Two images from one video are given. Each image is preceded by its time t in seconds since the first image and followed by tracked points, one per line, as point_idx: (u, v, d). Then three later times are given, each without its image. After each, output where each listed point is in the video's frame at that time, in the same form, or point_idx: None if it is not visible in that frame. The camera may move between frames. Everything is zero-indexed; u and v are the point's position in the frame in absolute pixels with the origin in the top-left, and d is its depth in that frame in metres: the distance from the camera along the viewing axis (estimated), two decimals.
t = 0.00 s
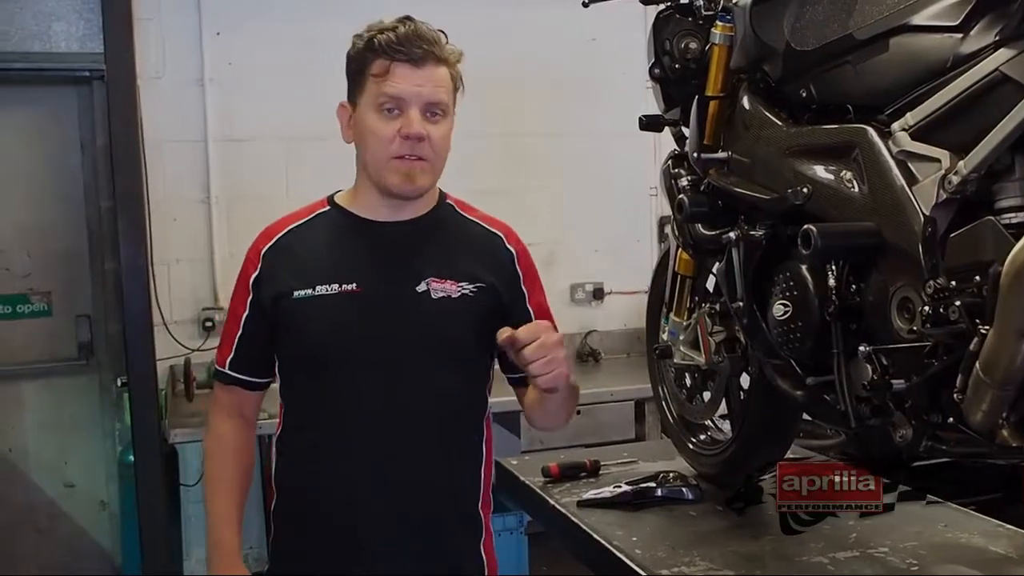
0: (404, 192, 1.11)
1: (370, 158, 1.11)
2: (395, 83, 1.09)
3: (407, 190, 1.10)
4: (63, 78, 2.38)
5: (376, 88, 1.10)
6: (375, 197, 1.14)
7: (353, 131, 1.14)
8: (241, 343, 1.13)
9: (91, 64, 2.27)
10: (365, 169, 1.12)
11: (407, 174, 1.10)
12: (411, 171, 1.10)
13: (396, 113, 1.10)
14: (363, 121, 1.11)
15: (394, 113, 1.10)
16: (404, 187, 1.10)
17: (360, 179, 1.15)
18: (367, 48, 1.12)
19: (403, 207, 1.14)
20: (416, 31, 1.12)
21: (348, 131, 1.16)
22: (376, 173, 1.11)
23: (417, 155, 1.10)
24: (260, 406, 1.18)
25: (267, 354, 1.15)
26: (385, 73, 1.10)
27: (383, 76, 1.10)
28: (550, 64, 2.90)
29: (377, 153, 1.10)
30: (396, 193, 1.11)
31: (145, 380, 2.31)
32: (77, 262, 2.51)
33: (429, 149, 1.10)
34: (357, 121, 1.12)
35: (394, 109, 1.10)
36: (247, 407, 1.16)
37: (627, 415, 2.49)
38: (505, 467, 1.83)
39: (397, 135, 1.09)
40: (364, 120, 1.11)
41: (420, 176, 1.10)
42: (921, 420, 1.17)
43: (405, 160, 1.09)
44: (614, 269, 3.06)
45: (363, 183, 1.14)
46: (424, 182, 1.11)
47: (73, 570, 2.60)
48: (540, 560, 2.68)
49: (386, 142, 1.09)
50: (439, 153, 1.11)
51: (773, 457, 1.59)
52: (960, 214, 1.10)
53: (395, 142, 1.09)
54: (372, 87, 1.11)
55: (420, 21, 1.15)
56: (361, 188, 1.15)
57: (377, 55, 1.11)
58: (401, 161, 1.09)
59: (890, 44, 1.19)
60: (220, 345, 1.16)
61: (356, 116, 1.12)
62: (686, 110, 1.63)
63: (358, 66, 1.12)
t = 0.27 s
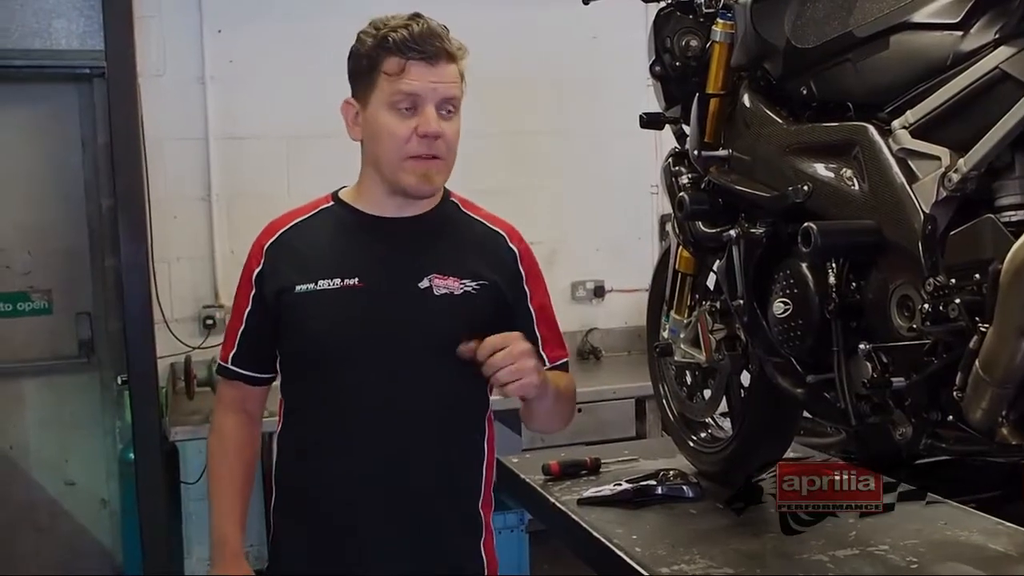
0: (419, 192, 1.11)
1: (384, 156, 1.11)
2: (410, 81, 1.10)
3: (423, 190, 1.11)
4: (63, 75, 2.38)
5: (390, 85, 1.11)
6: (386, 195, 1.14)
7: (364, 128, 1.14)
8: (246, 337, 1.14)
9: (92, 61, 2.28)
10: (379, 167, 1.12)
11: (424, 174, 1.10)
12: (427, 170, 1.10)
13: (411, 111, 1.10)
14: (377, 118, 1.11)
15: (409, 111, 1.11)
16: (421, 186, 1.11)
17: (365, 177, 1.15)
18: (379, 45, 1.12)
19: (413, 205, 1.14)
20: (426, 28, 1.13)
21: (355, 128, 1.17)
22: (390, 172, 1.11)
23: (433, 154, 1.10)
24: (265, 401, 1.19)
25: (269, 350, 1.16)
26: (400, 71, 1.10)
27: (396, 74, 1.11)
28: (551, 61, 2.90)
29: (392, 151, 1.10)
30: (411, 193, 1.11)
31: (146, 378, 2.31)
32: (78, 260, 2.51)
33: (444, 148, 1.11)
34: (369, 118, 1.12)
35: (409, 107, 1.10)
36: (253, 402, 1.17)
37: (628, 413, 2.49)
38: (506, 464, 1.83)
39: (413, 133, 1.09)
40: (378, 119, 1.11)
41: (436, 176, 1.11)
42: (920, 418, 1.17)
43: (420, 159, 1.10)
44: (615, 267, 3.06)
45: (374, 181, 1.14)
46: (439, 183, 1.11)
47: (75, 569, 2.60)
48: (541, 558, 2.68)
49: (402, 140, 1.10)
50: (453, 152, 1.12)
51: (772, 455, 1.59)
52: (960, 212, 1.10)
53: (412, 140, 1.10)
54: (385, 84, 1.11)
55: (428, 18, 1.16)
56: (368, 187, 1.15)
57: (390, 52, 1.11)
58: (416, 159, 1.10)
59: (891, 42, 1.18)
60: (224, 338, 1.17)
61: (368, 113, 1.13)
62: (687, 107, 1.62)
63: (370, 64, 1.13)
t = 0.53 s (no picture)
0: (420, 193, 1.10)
1: (385, 157, 1.08)
2: (413, 82, 1.05)
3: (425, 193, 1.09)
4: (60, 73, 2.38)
5: (394, 86, 1.06)
6: (387, 195, 1.13)
7: (366, 126, 1.11)
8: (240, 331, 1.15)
9: (88, 60, 2.31)
10: (380, 167, 1.10)
11: (427, 178, 1.08)
12: (430, 174, 1.08)
13: (414, 112, 1.06)
14: (379, 120, 1.07)
15: (412, 111, 1.06)
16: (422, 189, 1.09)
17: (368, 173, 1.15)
18: (383, 44, 1.06)
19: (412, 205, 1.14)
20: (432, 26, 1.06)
21: (358, 126, 1.14)
22: (392, 174, 1.09)
23: (435, 157, 1.07)
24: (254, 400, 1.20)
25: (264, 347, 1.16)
26: (403, 72, 1.05)
27: (399, 73, 1.06)
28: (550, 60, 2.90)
29: (394, 153, 1.07)
30: (411, 194, 1.10)
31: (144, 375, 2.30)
32: (76, 259, 2.55)
33: (447, 152, 1.07)
34: (372, 117, 1.08)
35: (412, 108, 1.06)
36: (242, 399, 1.18)
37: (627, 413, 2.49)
38: (504, 464, 1.83)
39: (415, 136, 1.05)
40: (380, 119, 1.07)
41: (438, 180, 1.09)
42: (918, 418, 1.16)
43: (423, 161, 1.07)
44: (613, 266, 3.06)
45: (375, 181, 1.13)
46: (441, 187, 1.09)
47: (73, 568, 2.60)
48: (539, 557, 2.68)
49: (404, 142, 1.06)
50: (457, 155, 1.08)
51: (770, 456, 1.59)
52: (958, 211, 1.10)
53: (414, 144, 1.06)
54: (387, 83, 1.06)
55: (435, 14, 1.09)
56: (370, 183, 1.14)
57: (393, 51, 1.05)
58: (419, 162, 1.07)
59: (888, 41, 1.18)
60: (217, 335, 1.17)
61: (370, 111, 1.09)
62: (686, 107, 1.62)
63: (373, 61, 1.07)
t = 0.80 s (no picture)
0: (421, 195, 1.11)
1: (388, 155, 1.11)
2: (418, 79, 1.10)
3: (425, 194, 1.10)
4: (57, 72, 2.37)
5: (398, 82, 1.11)
6: (389, 194, 1.13)
7: (370, 125, 1.14)
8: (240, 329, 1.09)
9: (86, 59, 2.29)
10: (383, 166, 1.11)
11: (428, 178, 1.10)
12: (431, 174, 1.10)
13: (418, 109, 1.11)
14: (383, 116, 1.11)
15: (416, 109, 1.11)
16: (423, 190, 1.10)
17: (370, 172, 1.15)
18: (390, 41, 1.13)
19: (413, 208, 1.14)
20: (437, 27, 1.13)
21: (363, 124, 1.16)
22: (393, 173, 1.10)
23: (437, 155, 1.10)
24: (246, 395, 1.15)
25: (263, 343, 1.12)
26: (408, 68, 1.11)
27: (404, 71, 1.11)
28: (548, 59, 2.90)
29: (396, 150, 1.10)
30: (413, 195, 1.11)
31: (141, 375, 2.30)
32: (73, 258, 2.50)
33: (449, 150, 1.11)
34: (376, 115, 1.12)
35: (416, 105, 1.11)
36: (235, 395, 1.13)
37: (624, 412, 2.49)
38: (501, 463, 1.83)
39: (419, 132, 1.09)
40: (385, 116, 1.11)
41: (438, 181, 1.11)
42: (914, 418, 1.16)
43: (425, 160, 1.10)
44: (611, 265, 3.06)
45: (378, 179, 1.13)
46: (441, 188, 1.11)
47: (70, 568, 2.60)
48: (536, 556, 2.68)
49: (408, 139, 1.09)
50: (458, 155, 1.12)
51: (767, 456, 1.60)
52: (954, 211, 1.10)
53: (417, 140, 1.09)
54: (393, 81, 1.12)
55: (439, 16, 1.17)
56: (373, 182, 1.14)
57: (399, 49, 1.12)
58: (421, 161, 1.10)
59: (885, 40, 1.18)
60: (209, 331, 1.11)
61: (375, 110, 1.13)
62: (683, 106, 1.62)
63: (379, 60, 1.13)
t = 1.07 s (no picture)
0: (398, 195, 1.12)
1: (368, 157, 1.13)
2: (388, 79, 1.12)
3: (398, 193, 1.11)
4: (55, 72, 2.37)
5: (373, 84, 1.13)
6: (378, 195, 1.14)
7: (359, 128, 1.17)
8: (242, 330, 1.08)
9: (84, 58, 2.28)
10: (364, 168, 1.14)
11: (397, 178, 1.10)
12: (401, 174, 1.10)
13: (391, 109, 1.12)
14: (363, 119, 1.14)
15: (390, 109, 1.12)
16: (398, 190, 1.11)
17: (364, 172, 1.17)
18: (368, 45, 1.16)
19: (408, 211, 1.14)
20: (411, 25, 1.14)
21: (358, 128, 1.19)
22: (372, 174, 1.12)
23: (409, 154, 1.11)
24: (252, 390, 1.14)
25: (266, 342, 1.11)
26: (381, 69, 1.13)
27: (378, 72, 1.13)
28: (546, 59, 2.90)
29: (373, 153, 1.12)
30: (391, 196, 1.12)
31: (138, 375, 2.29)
32: (70, 257, 2.50)
33: (420, 148, 1.11)
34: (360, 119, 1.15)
35: (389, 105, 1.12)
36: (239, 395, 1.12)
37: (622, 412, 2.49)
38: (499, 463, 1.83)
39: (389, 133, 1.11)
40: (364, 119, 1.14)
41: (410, 179, 1.11)
42: (912, 417, 1.17)
43: (399, 159, 1.11)
44: (610, 265, 3.06)
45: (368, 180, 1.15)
46: (414, 186, 1.11)
47: (67, 568, 2.59)
48: (535, 556, 2.68)
49: (380, 141, 1.11)
50: (433, 152, 1.12)
51: (765, 456, 1.59)
52: (951, 212, 1.10)
53: (388, 140, 1.11)
54: (370, 84, 1.14)
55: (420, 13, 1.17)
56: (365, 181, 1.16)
57: (374, 52, 1.14)
58: (393, 162, 1.11)
59: (882, 41, 1.18)
60: (212, 329, 1.10)
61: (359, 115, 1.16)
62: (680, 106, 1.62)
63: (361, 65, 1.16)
